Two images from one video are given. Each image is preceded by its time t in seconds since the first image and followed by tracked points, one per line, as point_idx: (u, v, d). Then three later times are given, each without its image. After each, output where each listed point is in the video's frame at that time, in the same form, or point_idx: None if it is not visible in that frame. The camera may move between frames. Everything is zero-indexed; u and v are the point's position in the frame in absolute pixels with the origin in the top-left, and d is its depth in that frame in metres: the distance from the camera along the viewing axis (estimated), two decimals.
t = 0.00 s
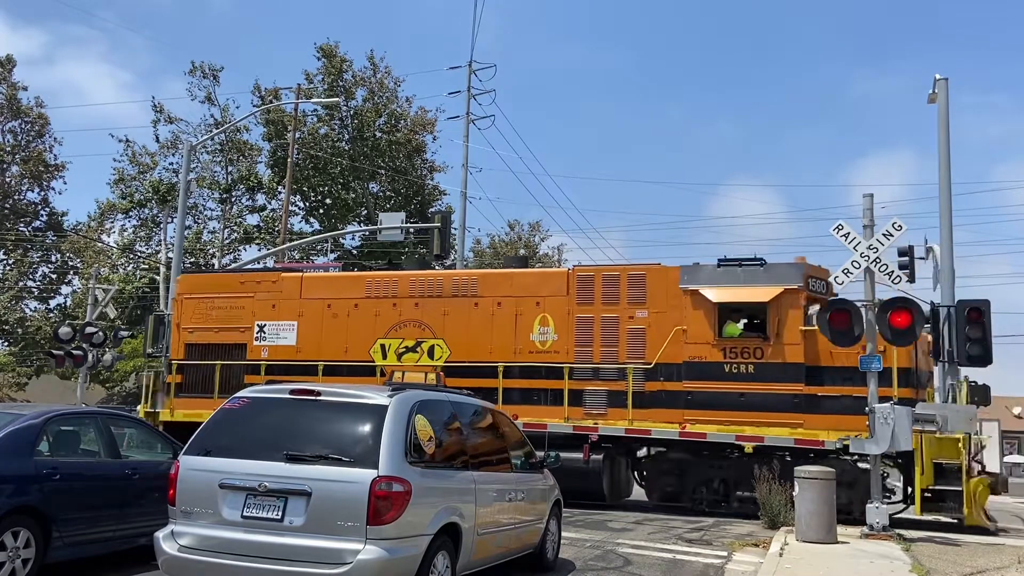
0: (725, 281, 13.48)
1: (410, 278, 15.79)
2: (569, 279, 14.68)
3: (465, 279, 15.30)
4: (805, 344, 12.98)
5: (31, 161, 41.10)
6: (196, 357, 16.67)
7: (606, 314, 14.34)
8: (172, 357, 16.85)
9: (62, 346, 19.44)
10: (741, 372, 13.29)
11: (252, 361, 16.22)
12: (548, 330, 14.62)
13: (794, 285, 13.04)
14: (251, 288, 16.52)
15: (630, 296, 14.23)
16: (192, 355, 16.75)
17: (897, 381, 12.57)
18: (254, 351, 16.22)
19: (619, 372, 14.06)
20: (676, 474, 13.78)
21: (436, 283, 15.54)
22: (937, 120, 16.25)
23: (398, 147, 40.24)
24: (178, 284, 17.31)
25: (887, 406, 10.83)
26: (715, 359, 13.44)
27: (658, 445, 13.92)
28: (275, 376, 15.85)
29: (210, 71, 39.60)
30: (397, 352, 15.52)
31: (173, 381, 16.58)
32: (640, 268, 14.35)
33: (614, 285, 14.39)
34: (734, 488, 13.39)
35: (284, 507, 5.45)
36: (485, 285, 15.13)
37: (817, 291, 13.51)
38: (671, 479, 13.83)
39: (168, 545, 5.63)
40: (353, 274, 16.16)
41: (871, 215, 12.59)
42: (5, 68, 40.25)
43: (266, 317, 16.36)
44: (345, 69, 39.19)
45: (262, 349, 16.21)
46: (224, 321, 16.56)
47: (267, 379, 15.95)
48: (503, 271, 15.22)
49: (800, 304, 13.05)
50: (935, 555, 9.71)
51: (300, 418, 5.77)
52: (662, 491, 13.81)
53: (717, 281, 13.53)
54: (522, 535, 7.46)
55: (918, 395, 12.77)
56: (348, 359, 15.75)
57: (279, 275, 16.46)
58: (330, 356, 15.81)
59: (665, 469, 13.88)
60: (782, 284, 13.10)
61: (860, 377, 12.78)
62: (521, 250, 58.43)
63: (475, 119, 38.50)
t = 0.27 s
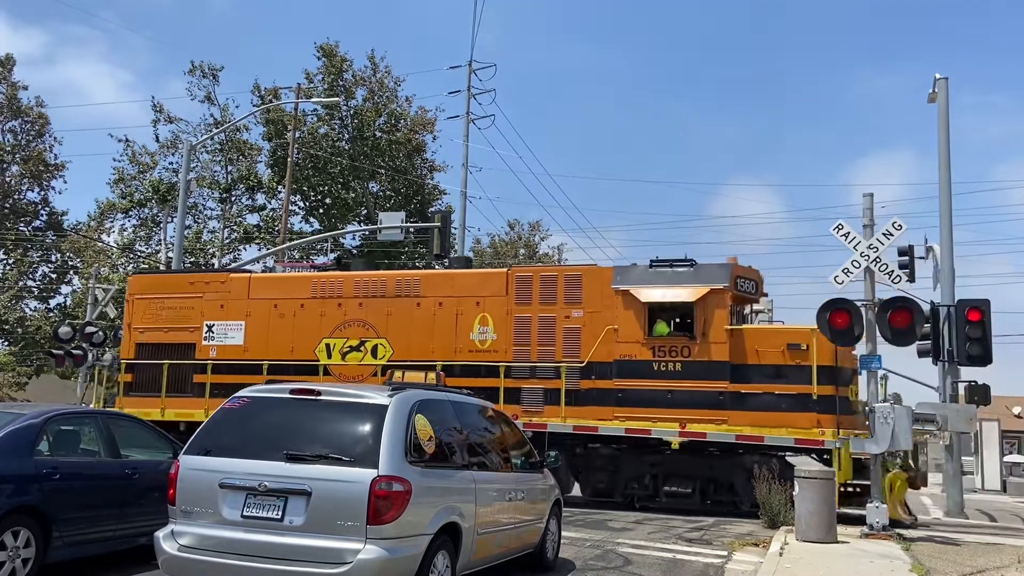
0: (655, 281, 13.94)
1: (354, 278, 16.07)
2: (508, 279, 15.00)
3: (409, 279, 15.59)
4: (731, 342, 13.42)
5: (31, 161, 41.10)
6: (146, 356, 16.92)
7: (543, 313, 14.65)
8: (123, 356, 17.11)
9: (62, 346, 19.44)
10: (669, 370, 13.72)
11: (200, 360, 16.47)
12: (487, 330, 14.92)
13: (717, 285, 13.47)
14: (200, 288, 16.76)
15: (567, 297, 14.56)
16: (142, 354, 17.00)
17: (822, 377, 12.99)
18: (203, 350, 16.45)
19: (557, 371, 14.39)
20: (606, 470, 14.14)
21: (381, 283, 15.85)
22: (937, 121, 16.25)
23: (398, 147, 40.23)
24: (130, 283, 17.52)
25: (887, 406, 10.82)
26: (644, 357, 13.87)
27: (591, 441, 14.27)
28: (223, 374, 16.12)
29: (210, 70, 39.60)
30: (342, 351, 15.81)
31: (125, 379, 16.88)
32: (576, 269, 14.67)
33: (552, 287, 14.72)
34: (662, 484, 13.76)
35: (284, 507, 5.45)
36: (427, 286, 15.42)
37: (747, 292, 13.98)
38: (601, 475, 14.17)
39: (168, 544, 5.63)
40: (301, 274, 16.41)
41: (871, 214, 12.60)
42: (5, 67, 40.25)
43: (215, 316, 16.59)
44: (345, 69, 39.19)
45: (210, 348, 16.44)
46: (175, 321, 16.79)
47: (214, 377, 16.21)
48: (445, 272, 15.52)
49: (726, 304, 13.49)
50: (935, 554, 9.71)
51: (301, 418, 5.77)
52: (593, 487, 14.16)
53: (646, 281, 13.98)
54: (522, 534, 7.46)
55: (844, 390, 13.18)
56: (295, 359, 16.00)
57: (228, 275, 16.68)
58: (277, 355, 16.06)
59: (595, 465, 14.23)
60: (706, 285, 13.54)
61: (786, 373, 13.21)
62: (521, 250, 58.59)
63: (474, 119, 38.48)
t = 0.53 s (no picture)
0: (588, 282, 14.17)
1: (301, 279, 16.09)
2: (450, 280, 15.03)
3: (353, 280, 15.60)
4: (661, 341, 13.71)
5: (31, 161, 41.09)
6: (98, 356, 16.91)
7: (483, 314, 14.71)
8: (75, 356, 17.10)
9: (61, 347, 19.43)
10: (601, 369, 13.96)
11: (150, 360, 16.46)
12: (429, 330, 14.96)
13: (648, 286, 13.75)
14: (150, 289, 16.76)
15: (506, 298, 14.62)
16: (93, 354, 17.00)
17: (748, 374, 13.33)
18: (153, 351, 16.45)
19: (496, 370, 14.46)
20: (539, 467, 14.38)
21: (326, 284, 15.84)
22: (937, 121, 16.26)
23: (398, 147, 40.24)
24: (82, 284, 17.50)
25: (887, 406, 10.82)
26: (576, 356, 14.08)
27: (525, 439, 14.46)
28: (172, 375, 16.12)
29: (210, 71, 39.61)
30: (287, 352, 15.78)
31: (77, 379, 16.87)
32: (515, 271, 14.72)
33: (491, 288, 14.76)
34: (593, 480, 14.11)
35: (284, 507, 5.45)
36: (370, 287, 15.43)
37: (679, 293, 14.34)
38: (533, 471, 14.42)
39: (168, 545, 5.63)
40: (249, 275, 16.38)
41: (871, 215, 12.60)
42: (5, 68, 40.24)
43: (165, 317, 16.59)
44: (345, 69, 39.19)
45: (160, 349, 16.45)
46: (126, 321, 16.78)
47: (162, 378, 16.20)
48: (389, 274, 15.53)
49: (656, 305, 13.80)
50: (935, 555, 9.73)
51: (301, 418, 5.77)
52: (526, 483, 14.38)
53: (579, 282, 14.20)
54: (522, 535, 7.46)
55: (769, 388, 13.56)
56: (241, 359, 16.00)
57: (178, 276, 16.67)
58: (224, 356, 16.06)
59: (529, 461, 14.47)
60: (636, 286, 13.82)
61: (714, 372, 13.51)
62: (521, 250, 58.71)
63: (474, 119, 38.51)
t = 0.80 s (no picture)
0: (525, 283, 14.37)
1: (249, 280, 16.27)
2: (393, 281, 15.23)
3: (299, 281, 15.80)
4: (595, 341, 13.94)
5: (31, 161, 41.09)
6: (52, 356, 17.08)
7: (425, 315, 14.92)
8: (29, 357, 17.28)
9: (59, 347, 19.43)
10: (535, 369, 14.15)
11: (102, 361, 16.65)
12: (372, 330, 15.15)
13: (581, 287, 13.99)
14: (102, 290, 16.95)
15: (447, 298, 14.81)
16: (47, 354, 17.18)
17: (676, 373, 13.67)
18: (105, 351, 16.64)
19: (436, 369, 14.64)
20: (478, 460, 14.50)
21: (273, 285, 16.03)
22: (937, 121, 16.27)
23: (399, 147, 40.24)
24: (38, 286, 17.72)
25: (887, 406, 10.82)
26: (512, 356, 14.28)
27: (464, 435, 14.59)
28: (122, 374, 16.29)
29: (209, 71, 39.61)
30: (235, 352, 15.94)
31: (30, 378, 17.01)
32: (456, 271, 14.91)
33: (433, 289, 14.94)
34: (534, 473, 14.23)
35: (283, 508, 5.45)
36: (316, 287, 15.62)
37: (615, 293, 14.59)
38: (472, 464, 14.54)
39: (168, 545, 5.62)
40: (199, 277, 16.58)
41: (871, 215, 12.61)
42: (5, 68, 40.22)
43: (117, 318, 16.80)
44: (345, 69, 39.19)
45: (112, 349, 16.64)
46: (79, 322, 16.98)
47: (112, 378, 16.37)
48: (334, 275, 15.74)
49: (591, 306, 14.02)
50: (935, 555, 9.74)
51: (301, 418, 5.77)
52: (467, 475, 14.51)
53: (517, 283, 14.39)
54: (522, 535, 7.46)
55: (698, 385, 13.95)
56: (191, 359, 16.18)
57: (130, 278, 16.90)
58: (174, 356, 16.27)
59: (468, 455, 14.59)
60: (570, 287, 14.05)
61: (645, 371, 13.81)
62: (521, 250, 58.78)
63: (475, 119, 38.51)
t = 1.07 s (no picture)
0: (464, 284, 14.58)
1: (200, 281, 16.44)
2: (339, 282, 15.43)
3: (248, 282, 15.98)
4: (532, 340, 14.16)
5: (31, 161, 41.08)
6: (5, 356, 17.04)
7: (370, 315, 15.10)
8: None
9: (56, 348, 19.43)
10: (473, 367, 14.32)
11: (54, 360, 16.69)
12: (318, 330, 15.34)
13: (517, 288, 14.19)
14: (55, 290, 17.00)
15: (391, 299, 15.00)
16: None
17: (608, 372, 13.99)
18: (57, 351, 16.70)
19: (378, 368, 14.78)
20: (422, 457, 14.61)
21: (223, 286, 16.21)
22: (937, 121, 16.27)
23: (398, 147, 40.23)
24: None
25: (887, 406, 10.82)
26: (451, 355, 14.43)
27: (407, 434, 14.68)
28: (74, 374, 16.33)
29: (210, 71, 39.64)
30: (185, 352, 16.06)
31: None
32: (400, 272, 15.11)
33: (378, 291, 15.15)
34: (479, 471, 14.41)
35: (284, 508, 5.45)
36: (265, 287, 15.82)
37: (553, 293, 14.85)
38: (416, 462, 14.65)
39: (168, 545, 5.62)
40: (151, 278, 16.73)
41: (871, 215, 12.60)
42: (5, 68, 40.23)
43: (70, 319, 16.87)
44: (345, 69, 39.20)
45: (65, 349, 16.69)
46: (33, 322, 17.02)
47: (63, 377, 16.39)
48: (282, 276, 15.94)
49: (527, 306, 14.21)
50: (935, 555, 9.74)
51: (302, 418, 5.77)
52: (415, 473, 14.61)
53: (457, 284, 14.59)
54: (522, 535, 7.46)
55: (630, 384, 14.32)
56: (142, 359, 16.33)
57: (83, 279, 17.01)
58: (125, 356, 16.38)
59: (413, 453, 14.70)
60: (507, 288, 14.25)
61: (579, 369, 14.10)
62: (521, 250, 58.84)
63: (475, 119, 38.52)
